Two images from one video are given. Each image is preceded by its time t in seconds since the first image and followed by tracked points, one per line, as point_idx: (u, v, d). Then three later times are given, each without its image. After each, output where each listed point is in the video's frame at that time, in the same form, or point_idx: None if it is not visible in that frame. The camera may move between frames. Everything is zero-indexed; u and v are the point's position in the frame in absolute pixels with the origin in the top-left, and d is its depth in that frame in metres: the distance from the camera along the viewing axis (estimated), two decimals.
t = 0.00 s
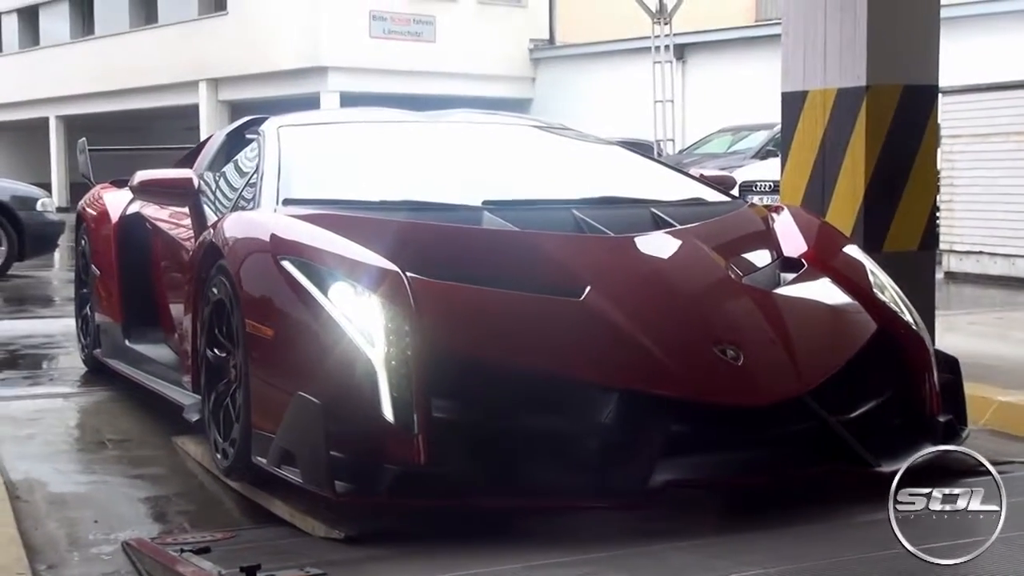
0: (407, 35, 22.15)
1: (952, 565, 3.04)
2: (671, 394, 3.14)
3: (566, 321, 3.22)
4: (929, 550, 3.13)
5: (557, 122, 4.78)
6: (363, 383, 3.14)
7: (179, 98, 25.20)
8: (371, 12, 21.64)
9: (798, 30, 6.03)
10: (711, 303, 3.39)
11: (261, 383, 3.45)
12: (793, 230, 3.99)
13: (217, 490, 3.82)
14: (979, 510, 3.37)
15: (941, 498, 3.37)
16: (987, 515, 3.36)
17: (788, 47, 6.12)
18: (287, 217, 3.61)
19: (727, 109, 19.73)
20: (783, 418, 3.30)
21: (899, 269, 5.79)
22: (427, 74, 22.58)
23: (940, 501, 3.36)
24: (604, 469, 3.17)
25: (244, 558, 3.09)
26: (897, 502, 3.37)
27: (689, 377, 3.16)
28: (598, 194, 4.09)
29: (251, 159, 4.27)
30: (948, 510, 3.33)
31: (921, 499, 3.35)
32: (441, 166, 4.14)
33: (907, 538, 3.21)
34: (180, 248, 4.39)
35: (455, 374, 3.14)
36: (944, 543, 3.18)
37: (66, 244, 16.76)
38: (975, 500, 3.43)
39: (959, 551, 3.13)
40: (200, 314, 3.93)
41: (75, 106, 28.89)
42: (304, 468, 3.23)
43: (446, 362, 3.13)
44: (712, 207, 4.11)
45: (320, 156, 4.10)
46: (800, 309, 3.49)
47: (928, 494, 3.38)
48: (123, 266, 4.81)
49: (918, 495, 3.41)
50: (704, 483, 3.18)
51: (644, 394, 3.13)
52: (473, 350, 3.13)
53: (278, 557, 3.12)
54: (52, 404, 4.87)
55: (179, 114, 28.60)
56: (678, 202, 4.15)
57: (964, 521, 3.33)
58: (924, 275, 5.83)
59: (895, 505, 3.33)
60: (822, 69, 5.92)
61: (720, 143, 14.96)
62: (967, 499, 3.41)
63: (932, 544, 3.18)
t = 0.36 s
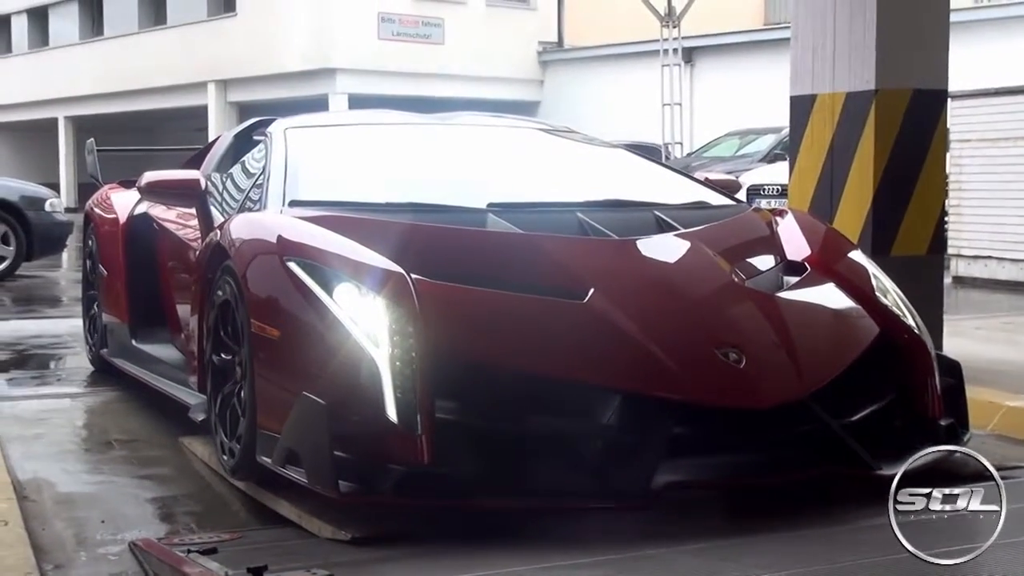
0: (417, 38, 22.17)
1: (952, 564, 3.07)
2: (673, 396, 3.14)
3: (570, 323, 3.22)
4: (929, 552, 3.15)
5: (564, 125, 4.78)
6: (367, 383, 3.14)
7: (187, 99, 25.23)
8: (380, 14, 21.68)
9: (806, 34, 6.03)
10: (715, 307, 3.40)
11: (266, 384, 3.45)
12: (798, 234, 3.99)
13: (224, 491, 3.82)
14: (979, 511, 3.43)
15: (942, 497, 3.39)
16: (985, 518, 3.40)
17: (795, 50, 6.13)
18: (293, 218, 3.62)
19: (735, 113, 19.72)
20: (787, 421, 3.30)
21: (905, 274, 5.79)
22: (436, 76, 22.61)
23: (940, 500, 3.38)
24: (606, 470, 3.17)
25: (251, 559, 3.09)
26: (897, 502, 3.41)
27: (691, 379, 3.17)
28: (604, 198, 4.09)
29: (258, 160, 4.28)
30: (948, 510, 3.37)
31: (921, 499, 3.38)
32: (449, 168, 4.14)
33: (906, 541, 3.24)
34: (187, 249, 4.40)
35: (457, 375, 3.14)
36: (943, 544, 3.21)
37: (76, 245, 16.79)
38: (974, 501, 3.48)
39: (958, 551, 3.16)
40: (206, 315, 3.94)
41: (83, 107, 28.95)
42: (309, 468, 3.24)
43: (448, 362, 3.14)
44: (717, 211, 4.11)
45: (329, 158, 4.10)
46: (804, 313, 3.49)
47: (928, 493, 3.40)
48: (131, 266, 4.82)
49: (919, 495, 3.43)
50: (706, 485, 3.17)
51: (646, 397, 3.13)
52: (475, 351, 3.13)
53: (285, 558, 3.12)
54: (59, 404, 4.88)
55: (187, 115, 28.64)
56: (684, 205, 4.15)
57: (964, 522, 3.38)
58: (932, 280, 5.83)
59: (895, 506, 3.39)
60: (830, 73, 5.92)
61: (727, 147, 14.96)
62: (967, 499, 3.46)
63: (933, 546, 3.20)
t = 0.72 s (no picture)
0: (424, 39, 22.21)
1: (952, 564, 3.10)
2: (677, 398, 3.14)
3: (575, 325, 3.22)
4: (930, 552, 3.18)
5: (571, 127, 4.78)
6: (372, 384, 3.14)
7: (193, 100, 25.26)
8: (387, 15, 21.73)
9: (813, 36, 6.03)
10: (720, 309, 3.40)
11: (272, 385, 3.45)
12: (804, 237, 3.98)
13: (229, 491, 3.82)
14: (979, 510, 3.47)
15: (942, 497, 3.43)
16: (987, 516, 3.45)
17: (804, 53, 6.12)
18: (299, 219, 3.62)
19: (742, 117, 19.72)
20: (792, 424, 3.29)
21: (912, 279, 5.79)
22: (443, 78, 22.63)
23: (940, 500, 3.42)
24: (611, 471, 3.17)
25: (258, 559, 3.09)
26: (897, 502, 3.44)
27: (697, 382, 3.17)
28: (611, 201, 4.09)
29: (265, 161, 4.28)
30: (948, 511, 3.39)
31: (921, 499, 3.42)
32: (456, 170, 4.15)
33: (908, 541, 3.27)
34: (193, 250, 4.40)
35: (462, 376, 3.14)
36: (942, 543, 3.25)
37: (84, 245, 16.82)
38: (974, 499, 3.52)
39: (959, 550, 3.19)
40: (212, 315, 3.94)
41: (90, 108, 28.99)
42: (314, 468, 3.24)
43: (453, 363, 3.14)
44: (723, 214, 4.11)
45: (336, 158, 4.11)
46: (809, 315, 3.49)
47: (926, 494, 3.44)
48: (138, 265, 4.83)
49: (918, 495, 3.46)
50: (710, 487, 3.17)
51: (650, 399, 3.13)
52: (480, 352, 3.13)
53: (292, 559, 3.13)
54: (66, 404, 4.88)
55: (194, 116, 28.67)
56: (691, 207, 4.15)
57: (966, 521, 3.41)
58: (937, 282, 5.83)
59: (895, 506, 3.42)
60: (838, 75, 5.91)
61: (733, 150, 14.95)
62: (965, 497, 3.48)
63: (934, 546, 3.23)
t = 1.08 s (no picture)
0: (425, 42, 22.24)
1: (953, 564, 3.10)
2: (684, 400, 3.13)
3: (581, 327, 3.22)
4: (930, 552, 3.18)
5: (574, 128, 4.77)
6: (378, 388, 3.14)
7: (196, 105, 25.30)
8: (389, 18, 21.75)
9: (815, 35, 6.03)
10: (726, 310, 3.39)
11: (277, 389, 3.45)
12: (810, 237, 3.97)
13: (234, 496, 3.82)
14: (978, 510, 3.48)
15: (942, 497, 3.41)
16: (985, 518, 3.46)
17: (806, 51, 6.12)
18: (303, 223, 3.61)
19: (744, 117, 19.70)
20: (800, 425, 3.27)
21: (915, 278, 5.79)
22: (445, 81, 22.67)
23: (940, 500, 3.40)
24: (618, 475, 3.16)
25: (262, 564, 3.09)
26: (897, 502, 3.40)
27: (704, 383, 3.16)
28: (615, 201, 4.08)
29: (268, 165, 4.27)
30: (948, 510, 3.39)
31: (921, 499, 3.39)
32: (458, 172, 4.14)
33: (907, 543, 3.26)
34: (197, 254, 4.40)
35: (467, 380, 3.14)
36: (943, 544, 3.25)
37: (87, 250, 16.84)
38: (974, 500, 3.52)
39: (958, 550, 3.19)
40: (216, 320, 3.94)
41: (92, 113, 29.05)
42: (321, 474, 3.24)
43: (459, 366, 3.13)
44: (729, 214, 4.10)
45: (338, 161, 4.11)
46: (816, 315, 3.48)
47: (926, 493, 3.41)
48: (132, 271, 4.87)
49: (918, 494, 3.41)
50: (719, 489, 3.16)
51: (657, 401, 3.13)
52: (486, 355, 3.13)
53: (296, 563, 3.12)
54: (69, 410, 4.88)
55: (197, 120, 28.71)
56: (695, 208, 4.14)
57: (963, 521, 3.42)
58: (941, 284, 5.84)
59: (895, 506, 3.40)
60: (840, 74, 5.90)
61: (736, 149, 14.94)
62: (965, 496, 3.48)
63: (933, 547, 3.23)
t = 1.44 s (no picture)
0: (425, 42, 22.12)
1: (953, 564, 3.07)
2: (694, 400, 3.13)
3: (589, 327, 3.22)
4: (930, 551, 3.15)
5: (577, 128, 4.77)
6: (385, 390, 3.14)
7: (196, 107, 25.32)
8: (388, 19, 21.73)
9: (815, 33, 6.03)
10: (734, 309, 3.39)
11: (284, 391, 3.45)
12: (817, 234, 3.97)
13: (237, 498, 3.82)
14: (979, 510, 3.40)
15: (942, 497, 3.32)
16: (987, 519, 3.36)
17: (806, 49, 6.12)
18: (308, 224, 3.61)
19: (744, 117, 19.71)
20: (810, 424, 3.28)
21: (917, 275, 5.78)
22: (445, 82, 22.64)
23: (941, 500, 3.32)
24: (627, 477, 3.16)
25: (265, 565, 3.10)
26: (897, 502, 3.32)
27: (713, 382, 3.16)
28: (620, 201, 4.08)
29: (271, 166, 4.27)
30: (948, 510, 3.31)
31: (921, 498, 3.31)
32: (460, 172, 4.14)
33: (907, 543, 3.23)
34: (200, 256, 4.40)
35: (476, 382, 3.14)
36: (944, 543, 3.21)
37: (89, 253, 16.87)
38: (974, 500, 3.43)
39: (957, 550, 3.16)
40: (222, 321, 3.94)
41: (93, 115, 29.08)
42: (328, 477, 3.24)
43: (467, 368, 3.13)
44: (735, 212, 4.09)
45: (342, 162, 4.10)
46: (825, 314, 3.48)
47: (927, 492, 3.32)
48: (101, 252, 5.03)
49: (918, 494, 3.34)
50: (728, 490, 3.15)
51: (666, 401, 3.13)
52: (495, 357, 3.13)
53: (299, 564, 3.13)
54: (73, 412, 4.88)
55: (197, 122, 28.74)
56: (700, 206, 4.14)
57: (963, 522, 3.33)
58: (943, 279, 5.81)
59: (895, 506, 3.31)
60: (839, 72, 5.91)
61: (737, 148, 14.93)
62: (965, 496, 3.39)
63: (933, 547, 3.19)
